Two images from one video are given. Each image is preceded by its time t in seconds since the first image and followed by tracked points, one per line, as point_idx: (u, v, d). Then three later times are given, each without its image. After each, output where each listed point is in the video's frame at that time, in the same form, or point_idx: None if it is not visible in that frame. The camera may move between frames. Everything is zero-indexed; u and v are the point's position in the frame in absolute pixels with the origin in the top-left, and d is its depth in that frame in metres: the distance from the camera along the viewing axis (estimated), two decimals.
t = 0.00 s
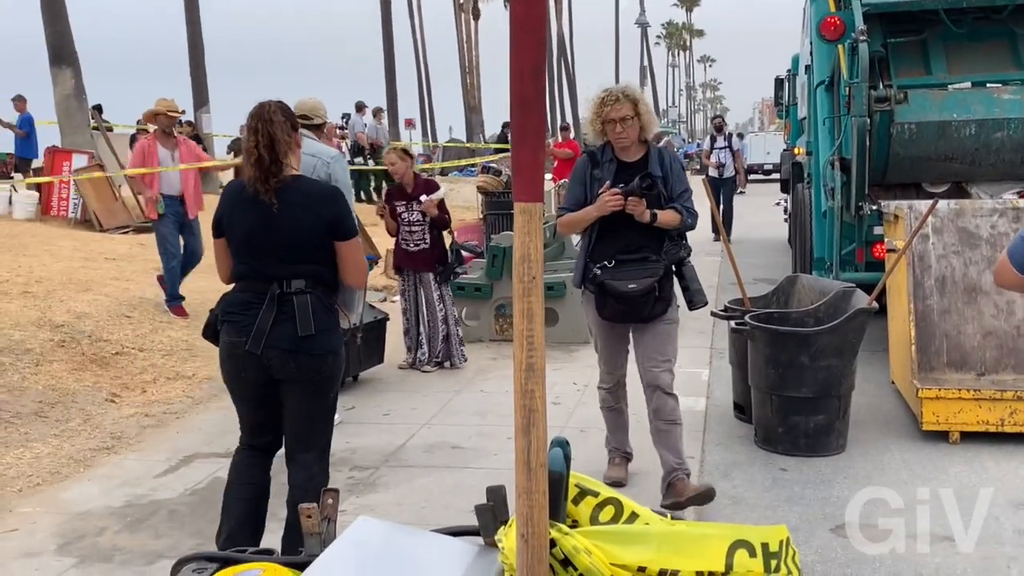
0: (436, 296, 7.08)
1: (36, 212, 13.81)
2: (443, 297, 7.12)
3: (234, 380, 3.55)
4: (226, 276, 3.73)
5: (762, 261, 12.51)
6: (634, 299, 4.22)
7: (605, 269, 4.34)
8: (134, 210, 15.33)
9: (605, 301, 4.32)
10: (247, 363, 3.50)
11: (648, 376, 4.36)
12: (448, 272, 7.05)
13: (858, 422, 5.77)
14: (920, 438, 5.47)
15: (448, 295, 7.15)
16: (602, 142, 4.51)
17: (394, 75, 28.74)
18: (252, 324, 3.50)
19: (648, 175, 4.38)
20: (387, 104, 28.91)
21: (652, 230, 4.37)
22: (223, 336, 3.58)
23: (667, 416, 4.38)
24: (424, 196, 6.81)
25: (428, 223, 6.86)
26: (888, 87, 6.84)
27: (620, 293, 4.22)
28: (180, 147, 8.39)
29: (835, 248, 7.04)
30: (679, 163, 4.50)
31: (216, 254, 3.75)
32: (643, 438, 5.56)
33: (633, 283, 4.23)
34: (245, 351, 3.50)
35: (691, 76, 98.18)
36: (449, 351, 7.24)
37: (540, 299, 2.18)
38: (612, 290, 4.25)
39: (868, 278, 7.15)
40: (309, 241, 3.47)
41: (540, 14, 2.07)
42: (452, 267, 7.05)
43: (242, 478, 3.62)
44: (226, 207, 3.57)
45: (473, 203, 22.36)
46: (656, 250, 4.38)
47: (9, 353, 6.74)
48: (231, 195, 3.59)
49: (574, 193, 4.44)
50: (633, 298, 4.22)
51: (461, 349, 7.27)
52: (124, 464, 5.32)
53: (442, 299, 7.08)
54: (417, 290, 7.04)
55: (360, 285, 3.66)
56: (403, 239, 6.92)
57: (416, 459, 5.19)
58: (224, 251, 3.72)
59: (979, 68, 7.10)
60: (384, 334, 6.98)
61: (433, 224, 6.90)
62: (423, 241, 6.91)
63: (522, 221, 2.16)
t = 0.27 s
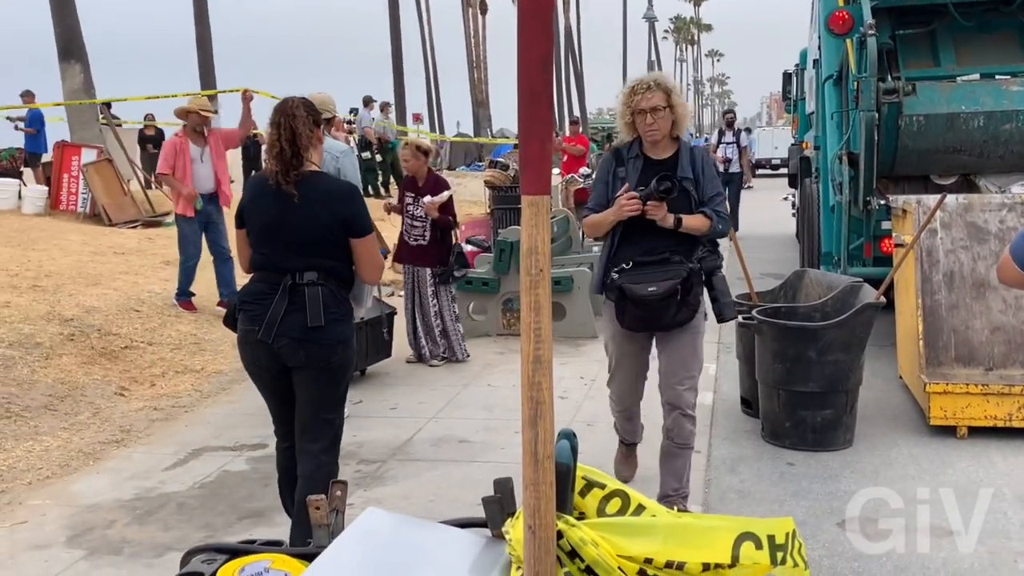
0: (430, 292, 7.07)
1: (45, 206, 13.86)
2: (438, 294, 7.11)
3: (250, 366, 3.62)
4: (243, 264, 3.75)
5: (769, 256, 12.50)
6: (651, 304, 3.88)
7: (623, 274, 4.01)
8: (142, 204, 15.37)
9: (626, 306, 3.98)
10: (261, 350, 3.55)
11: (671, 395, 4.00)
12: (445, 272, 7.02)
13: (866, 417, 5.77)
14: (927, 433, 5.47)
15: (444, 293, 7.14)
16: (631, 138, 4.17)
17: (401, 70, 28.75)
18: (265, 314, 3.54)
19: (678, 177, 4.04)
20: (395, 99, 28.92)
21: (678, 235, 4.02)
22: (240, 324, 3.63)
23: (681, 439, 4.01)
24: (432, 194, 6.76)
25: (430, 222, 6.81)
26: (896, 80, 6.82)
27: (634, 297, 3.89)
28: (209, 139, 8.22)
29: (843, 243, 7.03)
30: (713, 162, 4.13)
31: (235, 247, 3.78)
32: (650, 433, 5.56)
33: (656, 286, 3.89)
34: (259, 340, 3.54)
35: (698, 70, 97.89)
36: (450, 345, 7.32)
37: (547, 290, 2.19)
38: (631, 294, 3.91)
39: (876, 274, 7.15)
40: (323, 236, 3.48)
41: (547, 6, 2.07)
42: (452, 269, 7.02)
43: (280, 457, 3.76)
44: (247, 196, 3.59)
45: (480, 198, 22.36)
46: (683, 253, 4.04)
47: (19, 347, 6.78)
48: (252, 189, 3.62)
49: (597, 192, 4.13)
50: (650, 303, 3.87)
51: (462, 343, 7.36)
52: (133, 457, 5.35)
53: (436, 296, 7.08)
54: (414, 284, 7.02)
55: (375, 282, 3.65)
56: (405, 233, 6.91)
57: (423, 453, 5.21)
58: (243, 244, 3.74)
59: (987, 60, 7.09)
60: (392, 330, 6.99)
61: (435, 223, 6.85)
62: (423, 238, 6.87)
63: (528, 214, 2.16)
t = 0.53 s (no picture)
0: (426, 288, 7.07)
1: (48, 201, 13.86)
2: (435, 290, 7.10)
3: (259, 353, 3.65)
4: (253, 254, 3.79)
5: (773, 251, 12.48)
6: (678, 305, 3.67)
7: (648, 267, 3.77)
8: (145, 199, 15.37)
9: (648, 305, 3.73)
10: (267, 339, 3.59)
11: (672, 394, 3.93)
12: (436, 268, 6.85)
13: (868, 411, 5.76)
14: (930, 427, 5.46)
15: (442, 290, 7.12)
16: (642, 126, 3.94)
17: (404, 64, 28.72)
18: (271, 303, 3.57)
19: (690, 167, 3.81)
20: (398, 94, 28.90)
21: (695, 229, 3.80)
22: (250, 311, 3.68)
23: (682, 435, 3.96)
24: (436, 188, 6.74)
25: (432, 217, 6.82)
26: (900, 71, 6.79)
27: (663, 296, 3.66)
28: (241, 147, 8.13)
29: (846, 237, 7.02)
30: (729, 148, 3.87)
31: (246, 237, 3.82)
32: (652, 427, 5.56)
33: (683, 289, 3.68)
34: (265, 328, 3.58)
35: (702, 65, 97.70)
36: (440, 342, 7.26)
37: (547, 282, 2.18)
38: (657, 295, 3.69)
39: (879, 268, 7.15)
40: (325, 227, 3.50)
41: None
42: (442, 264, 6.85)
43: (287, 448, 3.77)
44: (253, 190, 3.63)
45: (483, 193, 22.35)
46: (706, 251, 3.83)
47: (22, 341, 6.79)
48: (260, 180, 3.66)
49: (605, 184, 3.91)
50: (678, 304, 3.67)
51: (451, 341, 7.29)
52: (136, 451, 5.36)
53: (432, 291, 7.06)
54: (413, 278, 7.03)
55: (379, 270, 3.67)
56: (407, 226, 6.92)
57: (426, 447, 5.21)
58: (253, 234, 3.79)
59: (991, 52, 7.08)
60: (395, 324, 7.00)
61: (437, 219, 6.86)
62: (423, 232, 6.87)
63: (528, 206, 2.15)
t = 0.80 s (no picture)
0: (430, 280, 7.05)
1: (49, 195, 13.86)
2: (439, 282, 7.07)
3: (267, 343, 3.69)
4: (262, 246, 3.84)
5: (773, 245, 12.48)
6: (696, 330, 3.38)
7: (660, 288, 3.45)
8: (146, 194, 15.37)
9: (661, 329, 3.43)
10: (273, 329, 3.64)
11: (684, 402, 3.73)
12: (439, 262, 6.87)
13: (869, 404, 5.76)
14: (931, 420, 5.46)
15: (446, 282, 7.10)
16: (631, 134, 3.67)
17: (404, 58, 28.70)
18: (275, 295, 3.61)
19: (688, 175, 3.53)
20: (398, 88, 28.89)
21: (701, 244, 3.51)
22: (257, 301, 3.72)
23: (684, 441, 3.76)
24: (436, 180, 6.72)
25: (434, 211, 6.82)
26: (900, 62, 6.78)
27: (682, 321, 3.36)
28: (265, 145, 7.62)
29: (846, 231, 7.02)
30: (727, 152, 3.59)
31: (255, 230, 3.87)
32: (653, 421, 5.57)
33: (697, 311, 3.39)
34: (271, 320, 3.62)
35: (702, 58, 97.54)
36: (442, 333, 7.28)
37: (546, 274, 2.18)
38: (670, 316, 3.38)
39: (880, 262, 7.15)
40: (325, 221, 3.54)
41: None
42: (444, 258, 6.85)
43: (290, 443, 3.75)
44: (259, 183, 3.68)
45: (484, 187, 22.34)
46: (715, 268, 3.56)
47: (23, 335, 6.79)
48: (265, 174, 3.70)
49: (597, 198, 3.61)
50: (696, 328, 3.37)
51: (453, 333, 7.31)
52: (136, 445, 5.37)
53: (436, 284, 7.05)
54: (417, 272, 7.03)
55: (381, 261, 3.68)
56: (410, 220, 6.91)
57: (426, 440, 5.21)
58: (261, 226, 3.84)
59: (991, 42, 7.07)
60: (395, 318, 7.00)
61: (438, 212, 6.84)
62: (426, 226, 6.87)
63: (527, 197, 2.14)
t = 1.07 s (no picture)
0: (438, 272, 7.11)
1: (48, 190, 13.84)
2: (446, 274, 7.13)
3: (279, 335, 3.71)
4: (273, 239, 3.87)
5: (772, 238, 12.47)
6: (669, 322, 3.16)
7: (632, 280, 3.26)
8: (145, 189, 15.36)
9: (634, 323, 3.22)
10: (284, 321, 3.66)
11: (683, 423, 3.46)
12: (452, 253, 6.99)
13: (868, 398, 5.77)
14: (930, 414, 5.47)
15: (452, 273, 7.17)
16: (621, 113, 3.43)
17: (404, 52, 28.68)
18: (288, 288, 3.64)
19: (684, 155, 3.32)
20: (397, 82, 28.87)
21: (690, 230, 3.28)
22: (269, 294, 3.74)
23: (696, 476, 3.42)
24: (438, 173, 6.76)
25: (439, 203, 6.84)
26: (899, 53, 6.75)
27: (652, 312, 3.15)
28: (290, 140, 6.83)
29: (846, 225, 7.02)
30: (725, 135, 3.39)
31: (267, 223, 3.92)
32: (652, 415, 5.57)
33: (669, 300, 3.16)
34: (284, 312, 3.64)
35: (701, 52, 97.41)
36: (449, 328, 7.22)
37: (543, 270, 2.18)
38: (639, 306, 3.17)
39: (879, 256, 7.15)
40: (335, 214, 3.59)
41: None
42: (457, 247, 6.98)
43: (294, 436, 3.76)
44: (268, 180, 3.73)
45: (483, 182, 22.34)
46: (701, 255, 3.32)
47: (22, 331, 6.79)
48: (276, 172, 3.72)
49: (584, 181, 3.36)
50: (668, 319, 3.15)
51: (459, 327, 7.25)
52: (136, 441, 5.37)
53: (444, 276, 7.10)
54: (425, 264, 7.07)
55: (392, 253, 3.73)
56: (413, 214, 6.90)
57: (426, 435, 5.21)
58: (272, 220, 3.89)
59: (990, 32, 7.04)
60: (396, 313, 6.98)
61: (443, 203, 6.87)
62: (433, 218, 6.90)
63: (523, 192, 2.14)
